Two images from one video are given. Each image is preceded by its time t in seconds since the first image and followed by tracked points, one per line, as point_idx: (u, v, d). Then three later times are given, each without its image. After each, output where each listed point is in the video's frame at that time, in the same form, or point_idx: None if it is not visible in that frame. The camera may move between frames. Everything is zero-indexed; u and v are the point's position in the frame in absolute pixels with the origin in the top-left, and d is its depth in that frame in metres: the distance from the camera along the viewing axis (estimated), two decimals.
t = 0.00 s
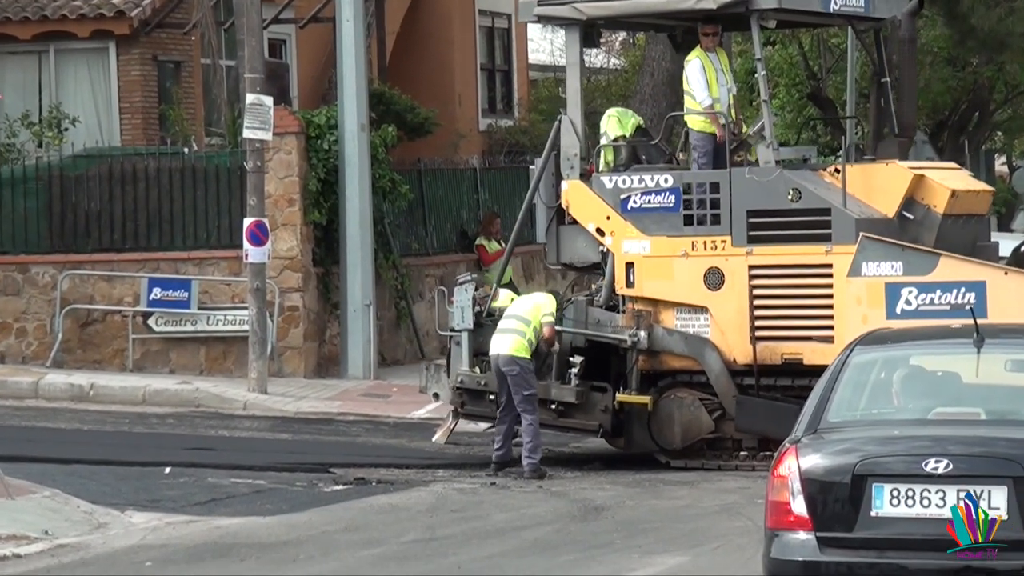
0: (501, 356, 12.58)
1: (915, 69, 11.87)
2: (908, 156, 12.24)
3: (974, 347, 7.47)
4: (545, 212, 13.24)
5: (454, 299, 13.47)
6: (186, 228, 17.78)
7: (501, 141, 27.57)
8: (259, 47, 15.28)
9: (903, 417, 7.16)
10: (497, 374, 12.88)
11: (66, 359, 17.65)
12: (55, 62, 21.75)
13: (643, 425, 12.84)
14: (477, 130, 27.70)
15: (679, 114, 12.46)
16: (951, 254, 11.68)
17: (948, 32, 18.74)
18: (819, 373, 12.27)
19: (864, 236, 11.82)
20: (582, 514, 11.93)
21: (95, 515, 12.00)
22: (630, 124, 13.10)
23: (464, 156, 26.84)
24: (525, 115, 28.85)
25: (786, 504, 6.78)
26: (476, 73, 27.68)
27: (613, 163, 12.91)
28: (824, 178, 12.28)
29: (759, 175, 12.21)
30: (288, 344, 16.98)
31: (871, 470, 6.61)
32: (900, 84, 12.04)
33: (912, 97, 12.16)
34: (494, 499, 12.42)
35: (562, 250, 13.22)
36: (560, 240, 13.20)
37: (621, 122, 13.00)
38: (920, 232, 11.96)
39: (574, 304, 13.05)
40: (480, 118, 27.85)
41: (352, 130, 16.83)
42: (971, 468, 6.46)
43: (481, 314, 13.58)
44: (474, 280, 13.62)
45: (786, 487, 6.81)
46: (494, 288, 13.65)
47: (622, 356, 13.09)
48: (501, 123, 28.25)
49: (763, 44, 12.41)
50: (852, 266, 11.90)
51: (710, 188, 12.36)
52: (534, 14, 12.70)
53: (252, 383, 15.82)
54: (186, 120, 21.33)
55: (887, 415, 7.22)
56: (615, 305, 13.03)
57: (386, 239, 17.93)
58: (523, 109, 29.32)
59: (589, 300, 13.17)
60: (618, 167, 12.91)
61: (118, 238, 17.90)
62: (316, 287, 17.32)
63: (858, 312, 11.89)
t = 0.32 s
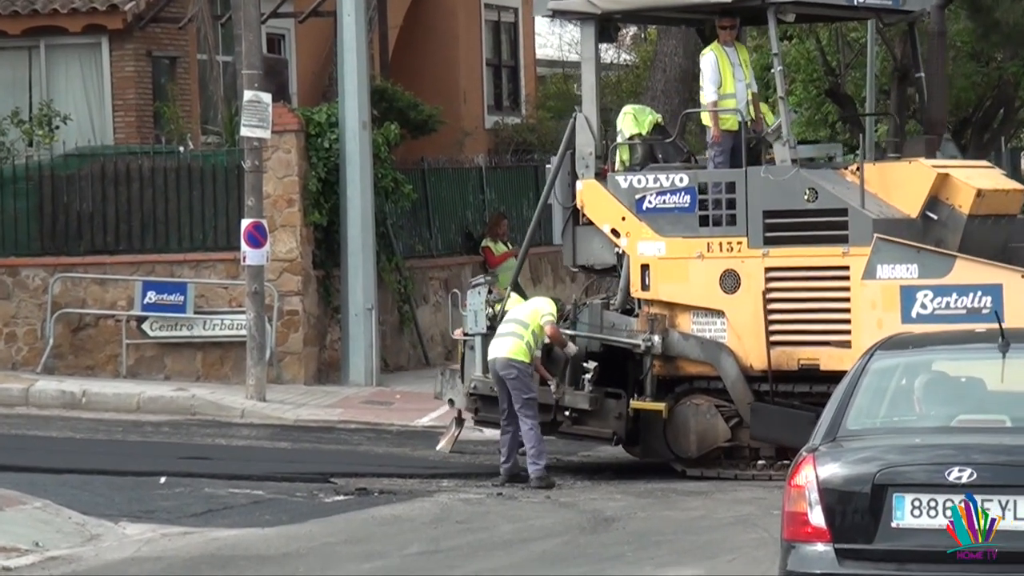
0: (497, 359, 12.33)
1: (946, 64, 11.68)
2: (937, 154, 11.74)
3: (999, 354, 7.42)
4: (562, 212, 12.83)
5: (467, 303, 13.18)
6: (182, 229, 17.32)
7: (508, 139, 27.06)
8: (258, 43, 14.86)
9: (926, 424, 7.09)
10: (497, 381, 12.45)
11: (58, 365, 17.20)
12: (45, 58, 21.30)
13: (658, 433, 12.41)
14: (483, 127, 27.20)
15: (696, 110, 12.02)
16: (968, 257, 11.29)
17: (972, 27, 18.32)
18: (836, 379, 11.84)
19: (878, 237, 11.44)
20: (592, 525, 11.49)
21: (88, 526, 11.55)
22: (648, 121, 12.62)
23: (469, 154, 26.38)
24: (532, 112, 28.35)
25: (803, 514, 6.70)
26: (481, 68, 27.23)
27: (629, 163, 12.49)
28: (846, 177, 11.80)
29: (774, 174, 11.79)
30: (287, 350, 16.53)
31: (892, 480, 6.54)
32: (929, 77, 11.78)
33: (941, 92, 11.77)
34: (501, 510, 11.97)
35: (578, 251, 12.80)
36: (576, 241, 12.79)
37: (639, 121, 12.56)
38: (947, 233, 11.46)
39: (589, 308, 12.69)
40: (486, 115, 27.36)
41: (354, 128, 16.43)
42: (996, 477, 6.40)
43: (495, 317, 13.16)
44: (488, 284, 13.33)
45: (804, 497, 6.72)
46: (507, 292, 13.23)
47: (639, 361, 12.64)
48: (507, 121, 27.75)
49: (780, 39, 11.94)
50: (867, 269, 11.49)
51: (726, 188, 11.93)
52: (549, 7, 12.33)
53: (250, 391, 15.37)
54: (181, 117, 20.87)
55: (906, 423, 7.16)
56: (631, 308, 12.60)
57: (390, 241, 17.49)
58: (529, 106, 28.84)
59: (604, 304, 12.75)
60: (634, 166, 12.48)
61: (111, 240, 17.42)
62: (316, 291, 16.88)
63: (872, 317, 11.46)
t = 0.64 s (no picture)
0: (498, 363, 11.93)
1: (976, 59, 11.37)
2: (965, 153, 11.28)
3: None
4: (581, 214, 12.50)
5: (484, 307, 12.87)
6: (179, 231, 16.89)
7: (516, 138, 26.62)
8: (258, 38, 14.47)
9: (950, 434, 6.93)
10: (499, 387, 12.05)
11: (51, 372, 16.67)
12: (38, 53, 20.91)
13: (676, 441, 12.04)
14: (490, 125, 26.81)
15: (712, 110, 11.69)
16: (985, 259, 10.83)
17: (995, 21, 17.90)
18: (856, 387, 11.41)
19: (894, 240, 11.04)
20: (603, 537, 11.07)
21: (82, 538, 11.13)
22: (667, 120, 12.25)
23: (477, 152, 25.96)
24: (541, 111, 27.93)
25: (823, 526, 6.48)
26: (489, 65, 26.81)
27: (648, 163, 12.13)
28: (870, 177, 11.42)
29: (791, 174, 11.43)
30: (289, 356, 16.11)
31: (914, 491, 6.35)
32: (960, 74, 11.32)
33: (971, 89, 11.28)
34: (508, 522, 11.53)
35: (597, 254, 12.44)
36: (595, 243, 12.44)
37: (657, 119, 12.19)
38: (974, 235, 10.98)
39: (606, 313, 12.32)
40: (493, 114, 26.94)
41: (357, 130, 16.02)
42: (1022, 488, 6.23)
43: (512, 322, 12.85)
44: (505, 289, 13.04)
45: (823, 508, 6.51)
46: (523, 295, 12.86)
47: (657, 368, 12.25)
48: (516, 119, 27.33)
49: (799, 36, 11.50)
50: (882, 272, 11.09)
51: (744, 188, 11.57)
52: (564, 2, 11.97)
53: (250, 399, 14.95)
54: (178, 116, 20.50)
55: (929, 433, 6.98)
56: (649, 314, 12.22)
57: (394, 243, 17.13)
58: (539, 104, 28.41)
59: (623, 308, 12.38)
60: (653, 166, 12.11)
61: (106, 242, 16.99)
62: (318, 295, 16.47)
63: (888, 322, 11.05)
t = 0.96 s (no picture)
0: (497, 364, 11.73)
1: (1004, 47, 11.08)
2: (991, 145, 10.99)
3: None
4: (596, 207, 12.10)
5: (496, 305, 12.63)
6: (170, 225, 16.45)
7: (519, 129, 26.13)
8: (252, 26, 14.08)
9: (971, 435, 6.86)
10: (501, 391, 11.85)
11: (37, 371, 16.21)
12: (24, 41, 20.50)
13: (690, 443, 11.63)
14: (492, 117, 26.40)
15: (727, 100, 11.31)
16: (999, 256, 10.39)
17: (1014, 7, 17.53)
18: (872, 387, 11.03)
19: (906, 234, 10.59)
20: (609, 542, 10.65)
21: (68, 543, 10.71)
22: (684, 110, 11.84)
23: (478, 144, 25.53)
24: (545, 101, 27.48)
25: (836, 531, 6.43)
26: (491, 54, 26.37)
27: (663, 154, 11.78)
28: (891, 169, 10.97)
29: (805, 167, 11.05)
30: (284, 355, 15.71)
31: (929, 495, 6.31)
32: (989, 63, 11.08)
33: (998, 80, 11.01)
34: (511, 526, 11.11)
35: (612, 249, 12.05)
36: (609, 238, 12.04)
37: (673, 109, 11.80)
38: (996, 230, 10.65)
39: (620, 310, 11.91)
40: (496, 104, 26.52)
41: (355, 119, 15.59)
42: None
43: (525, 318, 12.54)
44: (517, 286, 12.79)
45: (836, 512, 6.47)
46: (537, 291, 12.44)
47: (671, 367, 11.85)
48: (519, 109, 26.87)
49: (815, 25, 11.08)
50: (894, 268, 10.64)
51: (757, 180, 11.18)
52: None
53: (244, 399, 14.53)
54: (169, 106, 20.08)
55: (949, 434, 6.90)
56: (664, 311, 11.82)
57: (392, 236, 16.71)
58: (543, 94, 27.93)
59: (636, 304, 11.96)
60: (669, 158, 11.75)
61: (94, 237, 16.54)
62: (314, 291, 16.06)
63: (898, 320, 10.62)
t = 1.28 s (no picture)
0: (503, 358, 11.36)
1: None
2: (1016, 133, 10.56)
3: None
4: (612, 196, 11.78)
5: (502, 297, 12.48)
6: (159, 213, 15.92)
7: (522, 116, 25.49)
8: (244, 9, 13.69)
9: (991, 433, 6.61)
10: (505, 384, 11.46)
11: (21, 365, 15.90)
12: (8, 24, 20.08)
13: (703, 440, 11.27)
14: (493, 103, 25.62)
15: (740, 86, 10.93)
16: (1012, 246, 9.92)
17: None
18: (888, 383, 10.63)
19: (916, 224, 10.20)
20: (614, 543, 10.24)
21: (53, 544, 10.30)
22: (700, 96, 11.45)
23: (478, 130, 24.98)
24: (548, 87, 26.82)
25: (850, 532, 6.21)
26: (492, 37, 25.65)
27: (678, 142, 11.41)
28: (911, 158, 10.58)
29: (818, 155, 10.68)
30: (278, 349, 15.31)
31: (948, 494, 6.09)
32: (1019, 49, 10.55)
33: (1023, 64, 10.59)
34: (513, 527, 10.70)
35: (627, 240, 11.69)
36: (624, 228, 11.68)
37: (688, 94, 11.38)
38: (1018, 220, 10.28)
39: (632, 304, 11.56)
40: (498, 91, 25.74)
41: (351, 106, 15.22)
42: None
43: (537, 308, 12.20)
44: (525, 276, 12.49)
45: (851, 512, 6.25)
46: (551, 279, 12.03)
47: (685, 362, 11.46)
48: (521, 95, 26.21)
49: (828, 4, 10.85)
50: (905, 260, 10.22)
51: (771, 169, 10.82)
52: None
53: (236, 395, 14.11)
54: (158, 93, 19.65)
55: (967, 431, 6.67)
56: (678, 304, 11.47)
57: (390, 229, 16.27)
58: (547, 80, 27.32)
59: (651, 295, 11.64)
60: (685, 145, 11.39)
61: (81, 228, 16.09)
62: (309, 283, 15.63)
63: (909, 314, 10.21)
